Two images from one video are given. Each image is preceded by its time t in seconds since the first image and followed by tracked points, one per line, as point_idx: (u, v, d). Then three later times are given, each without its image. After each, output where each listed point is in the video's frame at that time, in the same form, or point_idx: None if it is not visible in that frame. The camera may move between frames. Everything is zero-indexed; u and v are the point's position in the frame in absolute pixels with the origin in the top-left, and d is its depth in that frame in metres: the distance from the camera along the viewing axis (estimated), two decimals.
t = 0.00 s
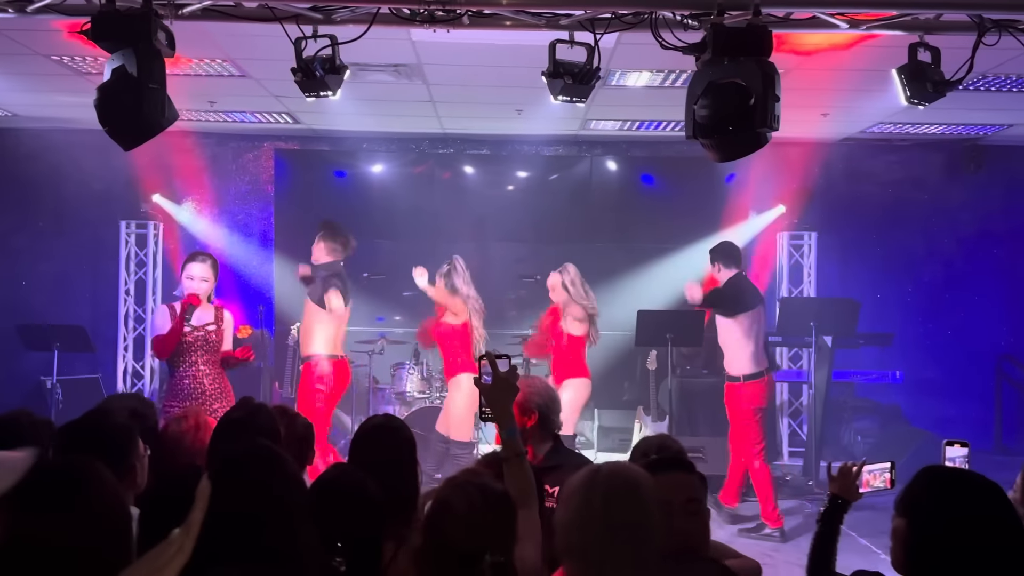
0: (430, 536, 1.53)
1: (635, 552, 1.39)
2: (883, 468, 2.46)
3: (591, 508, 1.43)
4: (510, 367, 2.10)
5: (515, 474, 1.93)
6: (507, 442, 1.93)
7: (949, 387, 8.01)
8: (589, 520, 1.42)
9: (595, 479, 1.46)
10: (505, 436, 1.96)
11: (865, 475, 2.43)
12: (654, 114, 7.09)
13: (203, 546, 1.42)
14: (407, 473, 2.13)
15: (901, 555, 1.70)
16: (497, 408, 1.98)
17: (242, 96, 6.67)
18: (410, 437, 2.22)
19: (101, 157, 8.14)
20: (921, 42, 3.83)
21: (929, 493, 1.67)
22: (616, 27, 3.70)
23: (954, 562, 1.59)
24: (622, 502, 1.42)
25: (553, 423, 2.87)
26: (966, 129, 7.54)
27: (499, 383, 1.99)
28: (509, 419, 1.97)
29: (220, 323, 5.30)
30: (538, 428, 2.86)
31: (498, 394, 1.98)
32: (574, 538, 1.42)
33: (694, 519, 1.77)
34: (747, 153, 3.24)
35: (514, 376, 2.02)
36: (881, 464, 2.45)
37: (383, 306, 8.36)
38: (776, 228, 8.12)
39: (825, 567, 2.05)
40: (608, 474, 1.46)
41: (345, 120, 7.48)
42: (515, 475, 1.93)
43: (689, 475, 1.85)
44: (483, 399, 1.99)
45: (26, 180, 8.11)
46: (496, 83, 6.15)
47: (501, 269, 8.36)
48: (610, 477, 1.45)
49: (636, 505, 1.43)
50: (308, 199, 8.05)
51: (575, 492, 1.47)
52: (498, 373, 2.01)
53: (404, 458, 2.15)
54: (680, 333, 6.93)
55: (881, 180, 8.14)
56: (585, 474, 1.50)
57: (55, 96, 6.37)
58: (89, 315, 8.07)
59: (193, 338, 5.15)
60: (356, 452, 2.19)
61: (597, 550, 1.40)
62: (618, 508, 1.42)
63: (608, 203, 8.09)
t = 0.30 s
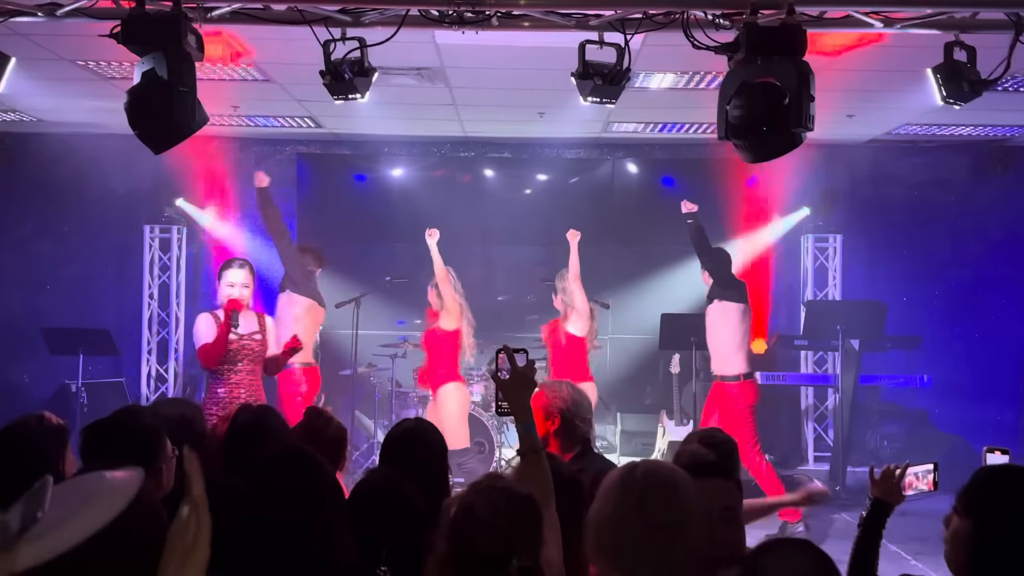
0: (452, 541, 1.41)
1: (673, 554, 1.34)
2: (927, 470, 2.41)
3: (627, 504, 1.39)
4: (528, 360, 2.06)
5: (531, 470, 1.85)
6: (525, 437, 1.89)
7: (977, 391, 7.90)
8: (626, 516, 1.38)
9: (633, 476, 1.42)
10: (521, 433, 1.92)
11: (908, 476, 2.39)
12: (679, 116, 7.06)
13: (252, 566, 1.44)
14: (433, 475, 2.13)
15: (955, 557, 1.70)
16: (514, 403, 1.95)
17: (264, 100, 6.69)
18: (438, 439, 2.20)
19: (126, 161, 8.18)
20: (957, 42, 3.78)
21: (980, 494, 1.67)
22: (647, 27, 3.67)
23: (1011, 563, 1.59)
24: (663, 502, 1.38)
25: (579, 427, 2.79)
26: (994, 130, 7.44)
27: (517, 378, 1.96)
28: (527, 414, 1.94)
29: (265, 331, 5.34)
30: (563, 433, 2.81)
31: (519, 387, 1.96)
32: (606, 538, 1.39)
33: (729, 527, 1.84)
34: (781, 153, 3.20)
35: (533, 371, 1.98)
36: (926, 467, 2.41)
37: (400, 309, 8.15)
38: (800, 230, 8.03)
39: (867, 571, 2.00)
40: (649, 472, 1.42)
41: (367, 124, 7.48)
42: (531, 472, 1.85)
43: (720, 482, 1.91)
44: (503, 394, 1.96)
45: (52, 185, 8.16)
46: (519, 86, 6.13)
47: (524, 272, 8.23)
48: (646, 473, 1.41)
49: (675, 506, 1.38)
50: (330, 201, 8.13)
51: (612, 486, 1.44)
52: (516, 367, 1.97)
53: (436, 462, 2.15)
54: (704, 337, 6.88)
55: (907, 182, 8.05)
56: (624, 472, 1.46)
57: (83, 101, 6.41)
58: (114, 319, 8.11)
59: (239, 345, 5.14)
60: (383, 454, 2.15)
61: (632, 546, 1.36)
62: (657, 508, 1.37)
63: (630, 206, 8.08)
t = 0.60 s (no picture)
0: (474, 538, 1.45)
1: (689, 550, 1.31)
2: (950, 484, 2.37)
3: (634, 504, 1.36)
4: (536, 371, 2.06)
5: (541, 479, 1.84)
6: (535, 446, 1.87)
7: (1002, 396, 7.78)
8: (635, 516, 1.35)
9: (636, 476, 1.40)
10: (531, 442, 1.91)
11: (931, 489, 2.35)
12: (699, 118, 7.01)
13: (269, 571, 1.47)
14: (455, 474, 2.12)
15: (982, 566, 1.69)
16: (524, 416, 1.95)
17: (283, 105, 6.71)
18: (458, 439, 2.19)
19: (148, 167, 8.25)
20: (980, 40, 3.72)
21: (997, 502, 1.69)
22: (666, 27, 3.63)
23: None
24: (672, 497, 1.35)
25: (594, 433, 2.77)
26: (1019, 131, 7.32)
27: (524, 387, 1.96)
28: (536, 424, 1.93)
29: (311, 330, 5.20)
30: (578, 438, 2.78)
31: (525, 398, 1.95)
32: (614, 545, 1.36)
33: (749, 516, 1.73)
34: (801, 153, 3.17)
35: (540, 380, 1.98)
36: (949, 480, 2.37)
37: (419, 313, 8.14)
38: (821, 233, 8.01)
39: None
40: (651, 470, 1.40)
41: (386, 128, 7.49)
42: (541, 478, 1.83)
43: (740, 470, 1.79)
44: (514, 408, 1.95)
45: (74, 190, 8.22)
46: (537, 89, 6.13)
47: (542, 275, 8.20)
48: (647, 470, 1.39)
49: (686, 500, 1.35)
50: (350, 206, 8.15)
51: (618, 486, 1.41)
52: (523, 377, 1.97)
53: (456, 462, 2.14)
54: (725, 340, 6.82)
55: (929, 185, 7.95)
56: (628, 473, 1.43)
57: (104, 106, 6.46)
58: (136, 322, 8.17)
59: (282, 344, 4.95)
60: (402, 454, 2.14)
61: (644, 548, 1.33)
62: (663, 504, 1.34)
63: (651, 210, 8.05)
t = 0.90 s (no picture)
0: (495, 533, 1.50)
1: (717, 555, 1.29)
2: (976, 486, 2.32)
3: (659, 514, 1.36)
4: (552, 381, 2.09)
5: (559, 488, 1.86)
6: (552, 455, 1.91)
7: None
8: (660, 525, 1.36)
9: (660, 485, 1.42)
10: (547, 452, 1.95)
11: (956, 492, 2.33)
12: (719, 122, 6.98)
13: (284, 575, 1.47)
14: (472, 482, 2.13)
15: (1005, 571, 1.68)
16: (540, 426, 1.97)
17: (306, 111, 6.76)
18: (473, 445, 2.20)
19: (171, 173, 8.33)
20: (1002, 43, 3.68)
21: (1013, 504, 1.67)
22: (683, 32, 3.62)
23: None
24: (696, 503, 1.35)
25: (611, 439, 2.77)
26: None
27: (542, 397, 1.99)
28: (553, 434, 1.96)
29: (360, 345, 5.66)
30: (594, 444, 2.79)
31: (542, 408, 1.98)
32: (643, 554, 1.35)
33: (785, 513, 1.78)
34: (819, 158, 3.15)
35: (557, 392, 2.01)
36: (975, 481, 2.31)
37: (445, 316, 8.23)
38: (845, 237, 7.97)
39: None
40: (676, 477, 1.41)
41: (407, 134, 7.53)
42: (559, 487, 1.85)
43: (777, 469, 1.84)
44: (529, 418, 1.97)
45: (99, 197, 8.33)
46: (556, 94, 6.14)
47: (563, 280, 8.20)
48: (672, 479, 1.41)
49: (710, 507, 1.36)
50: (373, 212, 8.18)
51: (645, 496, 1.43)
52: (540, 388, 1.99)
53: (473, 469, 2.15)
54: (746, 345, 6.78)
55: (954, 188, 7.86)
56: (654, 481, 1.45)
57: (128, 113, 6.55)
58: (161, 327, 8.26)
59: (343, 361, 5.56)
60: (417, 460, 2.16)
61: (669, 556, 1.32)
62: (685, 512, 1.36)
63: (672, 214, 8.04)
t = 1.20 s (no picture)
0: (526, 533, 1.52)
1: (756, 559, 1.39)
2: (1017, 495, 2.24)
3: (702, 513, 1.43)
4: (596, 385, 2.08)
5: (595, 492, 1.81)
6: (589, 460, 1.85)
7: None
8: (702, 523, 1.42)
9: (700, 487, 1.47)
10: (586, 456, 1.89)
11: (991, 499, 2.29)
12: (753, 122, 6.93)
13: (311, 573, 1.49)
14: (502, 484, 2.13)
15: None
16: (581, 428, 1.94)
17: (340, 115, 6.82)
18: (505, 442, 2.21)
19: (207, 177, 8.46)
20: None
21: None
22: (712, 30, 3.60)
23: None
24: (738, 506, 1.42)
25: (641, 439, 2.74)
26: None
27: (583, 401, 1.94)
28: (591, 439, 1.91)
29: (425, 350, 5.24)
30: (625, 444, 2.75)
31: (582, 412, 1.94)
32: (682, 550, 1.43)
33: (816, 519, 1.79)
34: (851, 156, 3.12)
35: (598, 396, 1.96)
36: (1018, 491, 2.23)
37: (479, 320, 8.50)
38: (881, 239, 7.83)
39: None
40: (712, 477, 1.47)
41: (439, 136, 7.56)
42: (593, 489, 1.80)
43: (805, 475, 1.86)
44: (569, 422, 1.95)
45: (137, 200, 8.47)
46: (587, 95, 6.13)
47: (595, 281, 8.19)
48: (713, 480, 1.46)
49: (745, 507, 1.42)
50: (407, 213, 8.30)
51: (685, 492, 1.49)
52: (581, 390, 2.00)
53: (503, 470, 2.16)
54: (781, 346, 6.72)
55: (993, 188, 7.73)
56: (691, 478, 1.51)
57: (166, 118, 6.66)
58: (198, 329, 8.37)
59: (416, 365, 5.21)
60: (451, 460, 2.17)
61: (712, 555, 1.39)
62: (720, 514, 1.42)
63: (706, 216, 8.00)
